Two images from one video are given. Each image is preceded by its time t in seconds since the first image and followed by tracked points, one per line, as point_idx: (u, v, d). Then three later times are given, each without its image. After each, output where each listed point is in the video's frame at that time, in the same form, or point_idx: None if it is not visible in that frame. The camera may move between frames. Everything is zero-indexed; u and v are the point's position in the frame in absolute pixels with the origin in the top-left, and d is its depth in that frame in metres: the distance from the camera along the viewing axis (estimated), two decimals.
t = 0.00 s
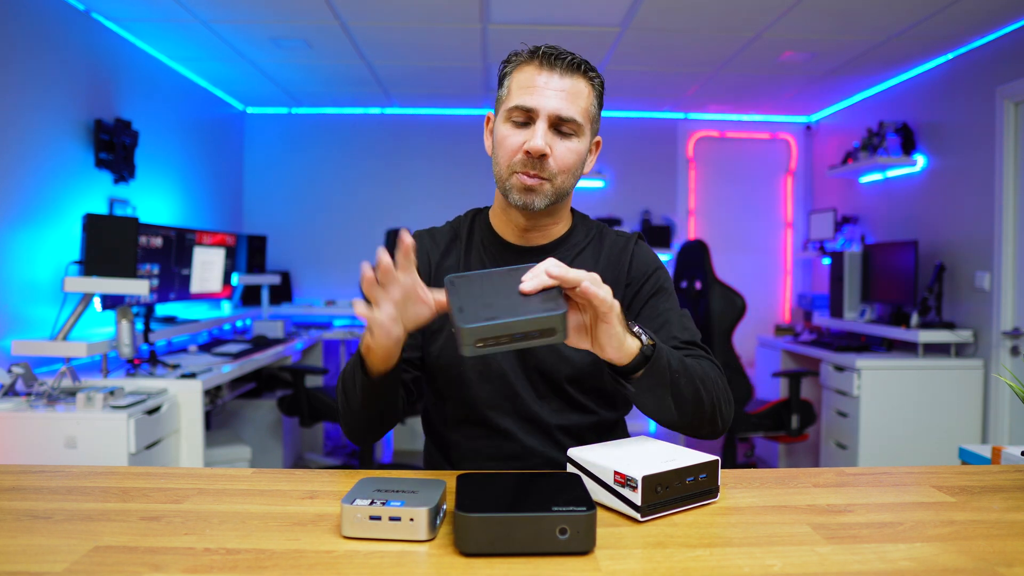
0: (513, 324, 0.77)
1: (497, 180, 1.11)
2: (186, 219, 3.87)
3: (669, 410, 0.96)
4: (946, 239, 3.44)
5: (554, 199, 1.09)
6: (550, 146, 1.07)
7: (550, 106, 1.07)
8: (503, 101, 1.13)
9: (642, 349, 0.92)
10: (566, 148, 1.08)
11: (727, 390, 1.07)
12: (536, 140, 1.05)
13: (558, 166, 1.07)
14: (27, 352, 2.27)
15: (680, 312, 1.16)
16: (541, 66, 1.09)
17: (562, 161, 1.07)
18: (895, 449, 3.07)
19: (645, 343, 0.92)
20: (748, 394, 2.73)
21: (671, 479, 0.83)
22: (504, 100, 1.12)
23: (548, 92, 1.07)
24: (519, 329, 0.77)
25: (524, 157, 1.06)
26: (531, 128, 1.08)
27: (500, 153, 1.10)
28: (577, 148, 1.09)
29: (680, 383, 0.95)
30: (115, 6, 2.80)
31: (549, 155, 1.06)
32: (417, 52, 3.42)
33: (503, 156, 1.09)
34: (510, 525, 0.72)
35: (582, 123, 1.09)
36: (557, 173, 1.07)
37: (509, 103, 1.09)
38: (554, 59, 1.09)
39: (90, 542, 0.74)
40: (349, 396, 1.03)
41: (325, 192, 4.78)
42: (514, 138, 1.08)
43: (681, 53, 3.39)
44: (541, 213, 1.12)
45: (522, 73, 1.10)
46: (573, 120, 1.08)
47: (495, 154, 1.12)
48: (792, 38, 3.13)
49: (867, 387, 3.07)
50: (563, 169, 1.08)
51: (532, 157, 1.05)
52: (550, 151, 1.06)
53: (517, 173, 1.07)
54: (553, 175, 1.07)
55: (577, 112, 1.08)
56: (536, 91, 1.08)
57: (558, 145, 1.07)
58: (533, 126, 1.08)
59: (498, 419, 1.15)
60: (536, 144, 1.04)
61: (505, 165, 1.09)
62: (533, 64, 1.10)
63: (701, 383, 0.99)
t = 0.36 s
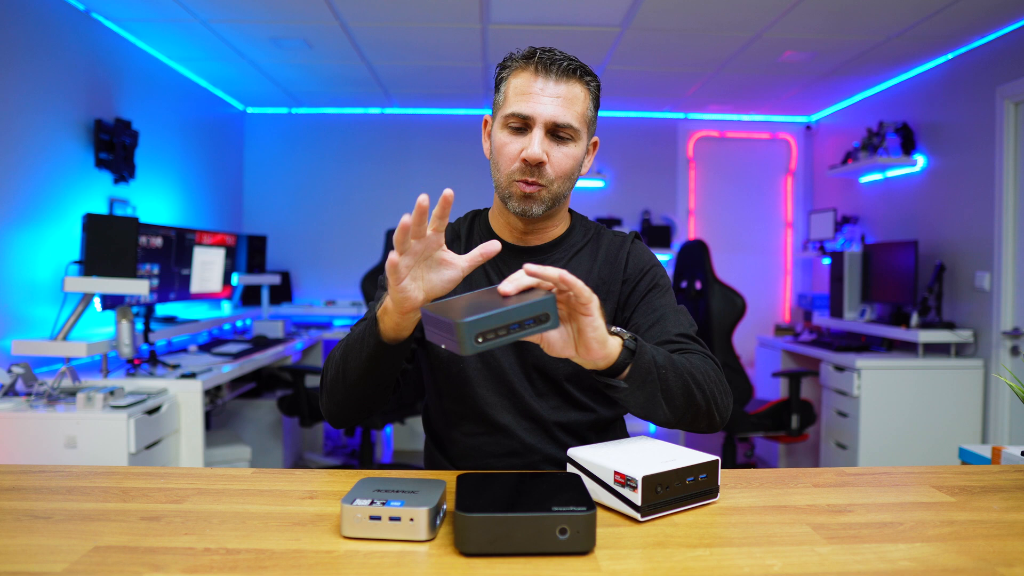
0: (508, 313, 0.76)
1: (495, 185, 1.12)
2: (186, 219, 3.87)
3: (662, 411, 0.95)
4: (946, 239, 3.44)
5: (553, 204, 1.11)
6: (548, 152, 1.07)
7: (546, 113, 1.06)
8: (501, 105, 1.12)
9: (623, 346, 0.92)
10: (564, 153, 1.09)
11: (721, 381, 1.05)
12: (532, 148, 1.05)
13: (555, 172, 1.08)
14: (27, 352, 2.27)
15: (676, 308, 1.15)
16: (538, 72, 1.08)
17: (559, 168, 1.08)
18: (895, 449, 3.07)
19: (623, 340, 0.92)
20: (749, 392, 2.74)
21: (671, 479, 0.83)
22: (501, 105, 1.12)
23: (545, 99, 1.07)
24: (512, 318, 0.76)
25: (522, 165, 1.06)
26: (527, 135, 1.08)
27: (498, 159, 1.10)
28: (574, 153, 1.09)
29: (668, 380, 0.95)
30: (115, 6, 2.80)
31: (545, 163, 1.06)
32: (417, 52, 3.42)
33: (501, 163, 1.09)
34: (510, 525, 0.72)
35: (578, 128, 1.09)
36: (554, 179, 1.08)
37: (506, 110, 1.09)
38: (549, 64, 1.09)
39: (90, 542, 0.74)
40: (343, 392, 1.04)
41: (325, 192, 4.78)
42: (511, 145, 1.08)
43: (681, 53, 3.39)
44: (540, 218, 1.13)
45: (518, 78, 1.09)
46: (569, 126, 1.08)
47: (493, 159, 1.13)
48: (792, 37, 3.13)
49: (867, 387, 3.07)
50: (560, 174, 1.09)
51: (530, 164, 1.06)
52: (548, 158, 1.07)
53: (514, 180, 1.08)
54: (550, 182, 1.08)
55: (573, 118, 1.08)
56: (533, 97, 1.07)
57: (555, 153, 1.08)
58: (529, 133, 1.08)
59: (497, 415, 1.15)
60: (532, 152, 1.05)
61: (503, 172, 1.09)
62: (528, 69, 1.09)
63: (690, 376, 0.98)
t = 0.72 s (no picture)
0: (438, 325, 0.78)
1: (497, 189, 1.12)
2: (186, 219, 3.87)
3: (631, 415, 0.95)
4: (946, 239, 3.44)
5: (555, 207, 1.12)
6: (549, 157, 1.08)
7: (548, 118, 1.06)
8: (502, 109, 1.12)
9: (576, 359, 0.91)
10: (565, 157, 1.09)
11: (703, 381, 1.02)
12: (534, 154, 1.06)
13: (557, 177, 1.08)
14: (27, 352, 2.27)
15: (668, 306, 1.15)
16: (540, 76, 1.07)
17: (560, 173, 1.08)
18: (895, 449, 3.07)
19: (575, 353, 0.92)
20: (748, 392, 2.73)
21: (671, 479, 0.83)
22: (502, 108, 1.12)
23: (547, 104, 1.06)
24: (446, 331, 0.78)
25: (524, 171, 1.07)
26: (528, 140, 1.08)
27: (501, 163, 1.11)
28: (575, 157, 1.10)
29: (633, 386, 0.95)
30: (115, 6, 2.80)
31: (547, 168, 1.07)
32: (417, 52, 3.42)
33: (504, 167, 1.10)
34: (510, 525, 0.72)
35: (580, 132, 1.09)
36: (556, 183, 1.09)
37: (507, 114, 1.09)
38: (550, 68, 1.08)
39: (90, 542, 0.74)
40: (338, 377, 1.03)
41: (325, 192, 4.78)
42: (513, 150, 1.09)
43: (681, 53, 3.39)
44: (542, 220, 1.14)
45: (519, 82, 1.08)
46: (570, 131, 1.08)
47: (496, 163, 1.13)
48: (792, 37, 3.13)
49: (867, 387, 3.07)
50: (562, 178, 1.09)
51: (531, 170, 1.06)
52: (549, 164, 1.07)
53: (517, 185, 1.09)
54: (552, 186, 1.09)
55: (574, 122, 1.08)
56: (534, 102, 1.07)
57: (557, 157, 1.08)
58: (531, 138, 1.08)
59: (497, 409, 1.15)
60: (534, 158, 1.06)
61: (505, 176, 1.10)
62: (529, 74, 1.08)
63: (662, 378, 0.97)
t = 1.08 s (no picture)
0: (340, 399, 0.84)
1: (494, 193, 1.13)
2: (186, 218, 3.87)
3: (643, 393, 0.93)
4: (946, 239, 3.43)
5: (552, 212, 1.12)
6: (545, 162, 1.08)
7: (543, 121, 1.06)
8: (498, 112, 1.12)
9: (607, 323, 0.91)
10: (562, 161, 1.09)
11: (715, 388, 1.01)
12: (530, 159, 1.06)
13: (552, 181, 1.09)
14: (27, 352, 2.27)
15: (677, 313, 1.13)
16: (536, 79, 1.07)
17: (557, 177, 1.09)
18: (895, 449, 3.07)
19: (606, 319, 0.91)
20: (749, 392, 2.73)
21: (671, 479, 0.83)
22: (499, 111, 1.11)
23: (542, 107, 1.06)
24: (348, 403, 0.84)
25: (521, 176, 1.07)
26: (525, 143, 1.08)
27: (498, 167, 1.11)
28: (572, 161, 1.09)
29: (650, 369, 0.93)
30: (115, 6, 2.80)
31: (543, 173, 1.08)
32: (417, 52, 3.42)
33: (500, 172, 1.11)
34: (510, 525, 0.72)
35: (578, 136, 1.08)
36: (552, 188, 1.09)
37: (503, 117, 1.09)
38: (548, 71, 1.07)
39: (90, 542, 0.74)
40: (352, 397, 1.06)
41: (325, 192, 4.78)
42: (509, 155, 1.09)
43: (681, 53, 3.39)
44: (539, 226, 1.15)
45: (517, 84, 1.08)
46: (568, 134, 1.07)
47: (493, 167, 1.14)
48: (792, 38, 3.14)
49: (867, 387, 3.07)
50: (558, 183, 1.10)
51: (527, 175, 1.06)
52: (545, 169, 1.07)
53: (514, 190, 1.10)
54: (549, 191, 1.10)
55: (572, 125, 1.07)
56: (531, 105, 1.06)
57: (553, 162, 1.08)
58: (526, 142, 1.08)
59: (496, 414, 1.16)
60: (530, 164, 1.06)
61: (502, 181, 1.11)
62: (525, 76, 1.08)
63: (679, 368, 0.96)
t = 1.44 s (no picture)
0: (260, 463, 0.79)
1: (509, 212, 1.11)
2: (186, 218, 3.87)
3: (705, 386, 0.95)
4: (946, 239, 3.43)
5: (566, 224, 1.12)
6: (563, 177, 1.06)
7: (558, 137, 1.05)
8: (505, 128, 1.09)
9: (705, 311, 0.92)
10: (576, 173, 1.08)
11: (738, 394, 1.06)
12: (550, 177, 1.04)
13: (570, 195, 1.08)
14: (27, 352, 2.27)
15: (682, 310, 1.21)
16: (544, 92, 1.05)
17: (573, 190, 1.08)
18: (894, 449, 3.07)
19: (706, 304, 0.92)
20: (748, 391, 2.74)
21: (671, 479, 0.83)
22: (505, 127, 1.09)
23: (554, 122, 1.05)
24: (267, 471, 0.79)
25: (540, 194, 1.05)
26: (541, 161, 1.06)
27: (510, 186, 1.09)
28: (584, 172, 1.09)
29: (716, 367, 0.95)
30: (115, 6, 2.80)
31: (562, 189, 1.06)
32: (418, 52, 3.42)
33: (514, 190, 1.08)
34: (510, 525, 0.72)
35: (589, 147, 1.08)
36: (569, 202, 1.09)
37: (515, 135, 1.07)
38: (555, 83, 1.06)
39: (90, 542, 0.74)
40: (350, 409, 1.05)
41: (325, 193, 4.78)
42: (524, 173, 1.07)
43: (680, 53, 3.39)
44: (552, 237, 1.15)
45: (526, 99, 1.06)
46: (582, 147, 1.06)
47: (502, 184, 1.11)
48: (792, 37, 3.14)
49: (867, 387, 3.07)
50: (574, 196, 1.09)
51: (548, 193, 1.05)
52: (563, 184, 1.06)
53: (531, 208, 1.08)
54: (566, 205, 1.09)
55: (584, 137, 1.06)
56: (544, 121, 1.05)
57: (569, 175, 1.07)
58: (542, 160, 1.06)
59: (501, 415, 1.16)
60: (551, 182, 1.04)
61: (518, 199, 1.09)
62: (534, 90, 1.06)
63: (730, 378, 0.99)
